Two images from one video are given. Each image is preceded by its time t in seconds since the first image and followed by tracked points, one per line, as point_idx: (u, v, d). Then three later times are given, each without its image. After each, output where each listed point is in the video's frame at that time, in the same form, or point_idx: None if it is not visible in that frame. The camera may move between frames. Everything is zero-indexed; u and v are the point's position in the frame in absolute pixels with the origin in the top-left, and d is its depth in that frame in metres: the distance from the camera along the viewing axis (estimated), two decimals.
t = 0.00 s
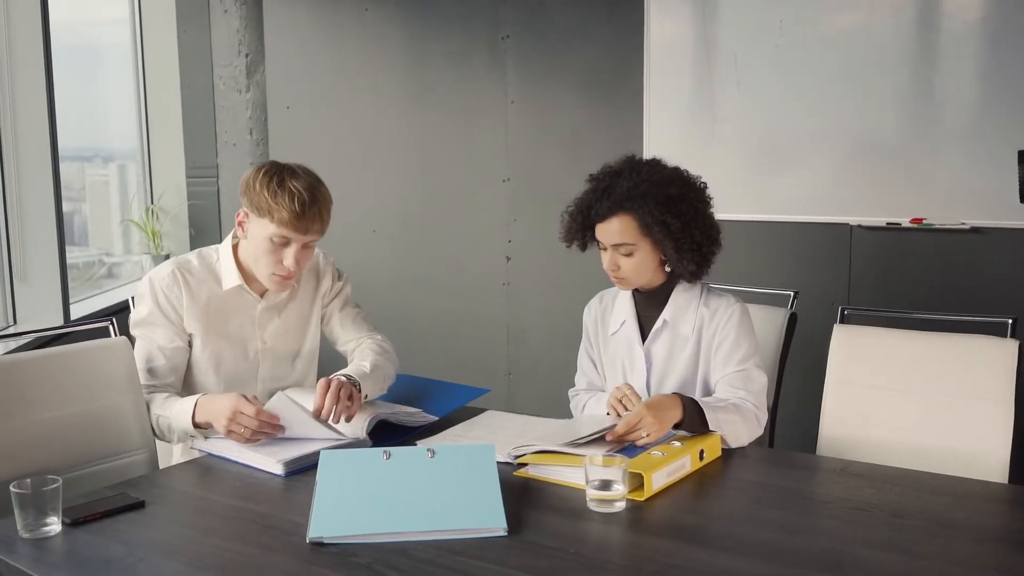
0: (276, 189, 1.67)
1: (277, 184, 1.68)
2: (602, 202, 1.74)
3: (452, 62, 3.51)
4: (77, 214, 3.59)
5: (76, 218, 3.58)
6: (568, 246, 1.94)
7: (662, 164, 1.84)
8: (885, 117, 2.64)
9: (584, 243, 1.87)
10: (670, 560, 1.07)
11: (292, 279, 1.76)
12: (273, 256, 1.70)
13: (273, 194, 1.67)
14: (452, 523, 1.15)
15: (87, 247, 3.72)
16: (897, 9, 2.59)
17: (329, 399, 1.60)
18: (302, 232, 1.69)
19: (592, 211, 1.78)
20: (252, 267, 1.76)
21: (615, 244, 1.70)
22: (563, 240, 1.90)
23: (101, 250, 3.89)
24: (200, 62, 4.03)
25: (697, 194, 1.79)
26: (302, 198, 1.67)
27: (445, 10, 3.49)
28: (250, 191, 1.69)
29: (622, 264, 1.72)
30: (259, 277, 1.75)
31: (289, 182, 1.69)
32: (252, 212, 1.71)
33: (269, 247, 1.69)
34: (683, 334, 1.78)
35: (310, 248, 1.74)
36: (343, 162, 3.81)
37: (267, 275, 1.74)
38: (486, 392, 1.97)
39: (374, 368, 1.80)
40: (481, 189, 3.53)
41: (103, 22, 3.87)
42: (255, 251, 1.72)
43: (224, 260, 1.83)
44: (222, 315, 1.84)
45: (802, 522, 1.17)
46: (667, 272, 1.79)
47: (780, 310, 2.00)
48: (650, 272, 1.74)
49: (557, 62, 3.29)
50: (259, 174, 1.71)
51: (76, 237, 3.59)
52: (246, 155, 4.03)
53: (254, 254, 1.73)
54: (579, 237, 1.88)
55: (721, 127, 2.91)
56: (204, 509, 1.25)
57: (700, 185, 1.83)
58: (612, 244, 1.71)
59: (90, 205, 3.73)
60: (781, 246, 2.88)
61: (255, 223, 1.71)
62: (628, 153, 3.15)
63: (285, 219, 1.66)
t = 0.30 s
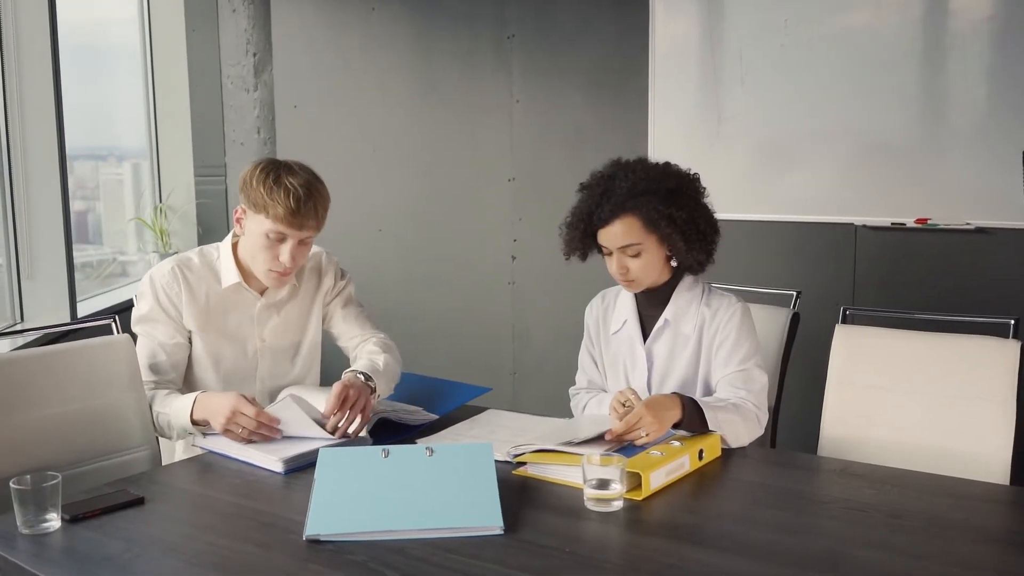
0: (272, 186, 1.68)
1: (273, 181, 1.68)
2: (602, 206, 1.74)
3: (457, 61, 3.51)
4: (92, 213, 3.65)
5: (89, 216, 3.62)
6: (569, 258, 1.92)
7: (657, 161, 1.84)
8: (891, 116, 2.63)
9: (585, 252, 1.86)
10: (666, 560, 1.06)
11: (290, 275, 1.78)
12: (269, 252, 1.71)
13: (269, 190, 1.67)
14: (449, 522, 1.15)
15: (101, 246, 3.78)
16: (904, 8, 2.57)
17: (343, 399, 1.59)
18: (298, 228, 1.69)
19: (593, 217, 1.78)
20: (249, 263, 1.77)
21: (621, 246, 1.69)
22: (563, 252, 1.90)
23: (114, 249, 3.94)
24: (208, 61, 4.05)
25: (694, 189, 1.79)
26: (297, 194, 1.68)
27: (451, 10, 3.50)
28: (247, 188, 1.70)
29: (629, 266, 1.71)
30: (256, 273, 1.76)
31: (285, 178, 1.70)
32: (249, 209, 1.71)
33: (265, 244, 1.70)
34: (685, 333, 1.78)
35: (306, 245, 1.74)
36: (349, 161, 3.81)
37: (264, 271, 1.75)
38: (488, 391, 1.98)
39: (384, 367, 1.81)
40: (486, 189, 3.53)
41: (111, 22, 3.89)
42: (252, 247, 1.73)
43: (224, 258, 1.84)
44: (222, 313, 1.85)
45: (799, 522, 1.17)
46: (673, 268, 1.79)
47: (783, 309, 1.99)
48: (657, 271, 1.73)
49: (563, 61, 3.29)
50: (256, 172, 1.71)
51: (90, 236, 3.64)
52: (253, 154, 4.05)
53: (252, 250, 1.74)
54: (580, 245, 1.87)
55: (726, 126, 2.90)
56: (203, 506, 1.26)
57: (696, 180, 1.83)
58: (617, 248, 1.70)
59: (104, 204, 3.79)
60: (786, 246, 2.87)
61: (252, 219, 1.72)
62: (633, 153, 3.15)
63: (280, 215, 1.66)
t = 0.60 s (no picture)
0: (272, 184, 1.68)
1: (274, 179, 1.69)
2: (605, 207, 1.74)
3: (467, 61, 3.51)
4: (110, 214, 3.72)
5: (107, 217, 3.68)
6: (573, 263, 1.92)
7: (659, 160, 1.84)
8: (902, 114, 2.61)
9: (590, 257, 1.86)
10: (667, 560, 1.06)
11: (292, 273, 1.78)
12: (270, 251, 1.72)
13: (270, 189, 1.68)
14: (451, 521, 1.15)
15: (120, 247, 3.83)
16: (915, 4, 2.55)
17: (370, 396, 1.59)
18: (298, 227, 1.70)
19: (597, 219, 1.78)
20: (252, 262, 1.78)
21: (628, 247, 1.69)
22: (568, 257, 1.89)
23: (131, 250, 3.98)
24: (219, 62, 4.06)
25: (696, 186, 1.79)
26: (298, 192, 1.68)
27: (460, 10, 3.50)
28: (250, 187, 1.71)
29: (637, 266, 1.71)
30: (258, 272, 1.77)
31: (287, 177, 1.70)
32: (252, 208, 1.73)
33: (267, 242, 1.71)
34: (691, 332, 1.77)
35: (308, 243, 1.75)
36: (360, 162, 3.82)
37: (266, 270, 1.76)
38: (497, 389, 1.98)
39: (402, 365, 1.83)
40: (495, 188, 3.53)
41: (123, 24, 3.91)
42: (254, 246, 1.75)
43: (228, 257, 1.85)
44: (227, 311, 1.86)
45: (802, 522, 1.17)
46: (681, 265, 1.79)
47: (790, 308, 1.98)
48: (664, 269, 1.73)
49: (572, 61, 3.28)
50: (259, 170, 1.72)
51: (109, 237, 3.71)
52: (265, 154, 4.05)
53: (254, 248, 1.75)
54: (585, 251, 1.87)
55: (736, 124, 2.89)
56: (208, 505, 1.26)
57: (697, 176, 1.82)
58: (623, 248, 1.70)
59: (122, 205, 3.84)
60: (796, 244, 2.86)
61: (254, 218, 1.73)
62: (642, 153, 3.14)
63: (281, 214, 1.67)
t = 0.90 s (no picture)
0: (274, 184, 1.69)
1: (277, 179, 1.70)
2: (607, 203, 1.74)
3: (476, 59, 3.51)
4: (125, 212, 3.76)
5: (125, 216, 3.76)
6: (576, 257, 1.92)
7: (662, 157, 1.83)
8: (913, 112, 2.59)
9: (592, 251, 1.86)
10: (664, 560, 1.06)
11: (292, 272, 1.80)
12: (271, 250, 1.74)
13: (272, 188, 1.69)
14: (449, 519, 1.15)
15: (139, 245, 3.90)
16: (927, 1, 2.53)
17: (381, 395, 1.60)
18: (299, 227, 1.71)
19: (599, 214, 1.78)
20: (252, 259, 1.80)
21: (628, 244, 1.69)
22: (569, 252, 1.89)
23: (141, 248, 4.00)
24: (230, 60, 4.07)
25: (699, 185, 1.77)
26: (299, 193, 1.69)
27: (469, 8, 3.50)
28: (252, 186, 1.72)
29: (636, 263, 1.71)
30: (259, 269, 1.80)
31: (290, 177, 1.71)
32: (254, 206, 1.74)
33: (267, 241, 1.73)
34: (694, 330, 1.77)
35: (309, 242, 1.76)
36: (369, 160, 3.83)
37: (267, 269, 1.78)
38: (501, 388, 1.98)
39: (410, 363, 1.82)
40: (503, 187, 3.53)
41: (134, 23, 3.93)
42: (256, 245, 1.76)
43: (231, 254, 1.86)
44: (229, 308, 1.86)
45: (801, 522, 1.16)
46: (682, 265, 1.77)
47: (796, 307, 1.97)
48: (664, 267, 1.72)
49: (580, 59, 3.28)
50: (262, 168, 1.74)
51: (127, 235, 3.79)
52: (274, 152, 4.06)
53: (255, 246, 1.77)
54: (587, 245, 1.86)
55: (746, 122, 2.87)
56: (208, 502, 1.27)
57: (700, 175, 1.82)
58: (624, 245, 1.70)
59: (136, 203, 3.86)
60: (804, 243, 2.84)
61: (256, 216, 1.74)
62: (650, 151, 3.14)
63: (281, 214, 1.68)
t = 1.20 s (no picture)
0: (276, 185, 1.71)
1: (279, 180, 1.72)
2: (609, 201, 1.74)
3: (483, 59, 3.51)
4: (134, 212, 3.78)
5: (143, 215, 3.86)
6: (578, 250, 1.91)
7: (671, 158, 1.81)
8: (922, 112, 2.57)
9: (595, 247, 1.85)
10: (661, 562, 1.05)
11: (293, 272, 1.82)
12: (272, 251, 1.75)
13: (273, 189, 1.71)
14: (448, 520, 1.15)
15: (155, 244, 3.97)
16: None
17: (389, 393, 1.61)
18: (300, 228, 1.72)
19: (600, 212, 1.77)
20: (254, 259, 1.82)
21: (626, 243, 1.68)
22: (572, 244, 1.88)
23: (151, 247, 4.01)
24: (239, 60, 4.08)
25: (704, 190, 1.75)
26: (301, 194, 1.71)
27: (476, 8, 3.50)
28: (254, 186, 1.73)
29: (634, 263, 1.70)
30: (260, 269, 1.81)
31: (291, 178, 1.73)
32: (255, 207, 1.75)
33: (268, 242, 1.74)
34: (698, 332, 1.75)
35: (311, 243, 1.78)
36: (377, 160, 3.83)
37: (269, 269, 1.80)
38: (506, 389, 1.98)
39: (412, 364, 1.82)
40: (510, 187, 3.53)
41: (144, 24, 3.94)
42: (257, 245, 1.78)
43: (233, 254, 1.87)
44: (233, 308, 1.87)
45: (801, 524, 1.15)
46: (681, 268, 1.76)
47: (801, 308, 1.96)
48: (663, 269, 1.72)
49: (587, 59, 3.27)
50: (265, 168, 1.75)
51: (142, 235, 3.85)
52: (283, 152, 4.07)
53: (257, 247, 1.79)
54: (590, 241, 1.86)
55: (752, 121, 2.86)
56: (209, 501, 1.27)
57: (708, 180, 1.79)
58: (623, 244, 1.69)
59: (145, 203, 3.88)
60: (812, 243, 2.83)
61: (257, 217, 1.76)
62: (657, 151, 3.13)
63: (283, 215, 1.70)
